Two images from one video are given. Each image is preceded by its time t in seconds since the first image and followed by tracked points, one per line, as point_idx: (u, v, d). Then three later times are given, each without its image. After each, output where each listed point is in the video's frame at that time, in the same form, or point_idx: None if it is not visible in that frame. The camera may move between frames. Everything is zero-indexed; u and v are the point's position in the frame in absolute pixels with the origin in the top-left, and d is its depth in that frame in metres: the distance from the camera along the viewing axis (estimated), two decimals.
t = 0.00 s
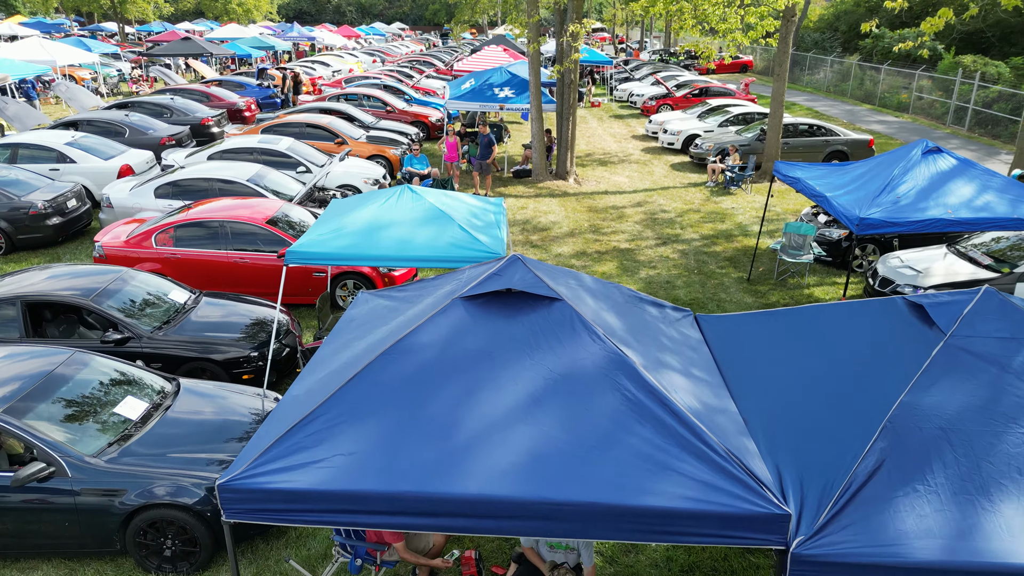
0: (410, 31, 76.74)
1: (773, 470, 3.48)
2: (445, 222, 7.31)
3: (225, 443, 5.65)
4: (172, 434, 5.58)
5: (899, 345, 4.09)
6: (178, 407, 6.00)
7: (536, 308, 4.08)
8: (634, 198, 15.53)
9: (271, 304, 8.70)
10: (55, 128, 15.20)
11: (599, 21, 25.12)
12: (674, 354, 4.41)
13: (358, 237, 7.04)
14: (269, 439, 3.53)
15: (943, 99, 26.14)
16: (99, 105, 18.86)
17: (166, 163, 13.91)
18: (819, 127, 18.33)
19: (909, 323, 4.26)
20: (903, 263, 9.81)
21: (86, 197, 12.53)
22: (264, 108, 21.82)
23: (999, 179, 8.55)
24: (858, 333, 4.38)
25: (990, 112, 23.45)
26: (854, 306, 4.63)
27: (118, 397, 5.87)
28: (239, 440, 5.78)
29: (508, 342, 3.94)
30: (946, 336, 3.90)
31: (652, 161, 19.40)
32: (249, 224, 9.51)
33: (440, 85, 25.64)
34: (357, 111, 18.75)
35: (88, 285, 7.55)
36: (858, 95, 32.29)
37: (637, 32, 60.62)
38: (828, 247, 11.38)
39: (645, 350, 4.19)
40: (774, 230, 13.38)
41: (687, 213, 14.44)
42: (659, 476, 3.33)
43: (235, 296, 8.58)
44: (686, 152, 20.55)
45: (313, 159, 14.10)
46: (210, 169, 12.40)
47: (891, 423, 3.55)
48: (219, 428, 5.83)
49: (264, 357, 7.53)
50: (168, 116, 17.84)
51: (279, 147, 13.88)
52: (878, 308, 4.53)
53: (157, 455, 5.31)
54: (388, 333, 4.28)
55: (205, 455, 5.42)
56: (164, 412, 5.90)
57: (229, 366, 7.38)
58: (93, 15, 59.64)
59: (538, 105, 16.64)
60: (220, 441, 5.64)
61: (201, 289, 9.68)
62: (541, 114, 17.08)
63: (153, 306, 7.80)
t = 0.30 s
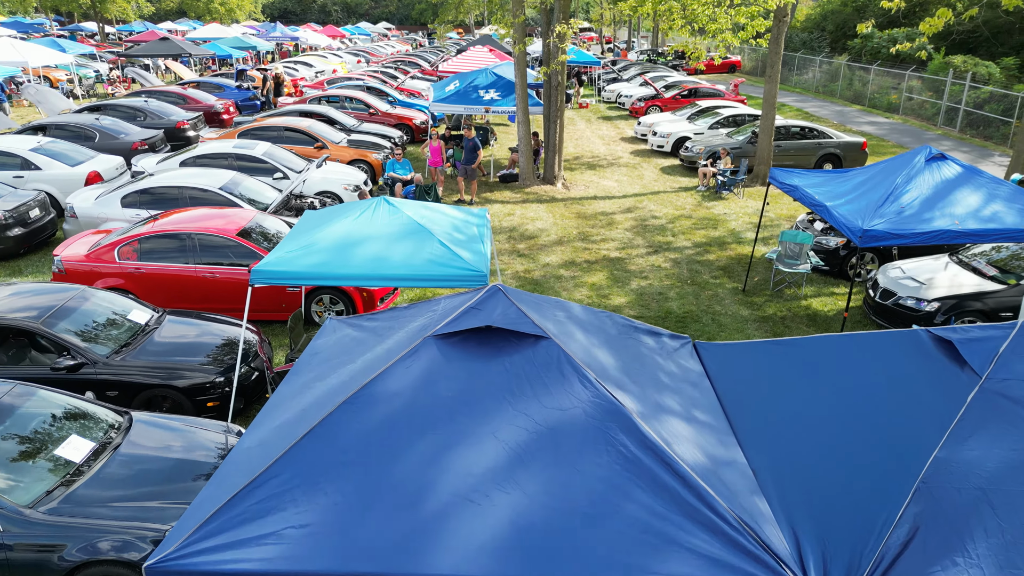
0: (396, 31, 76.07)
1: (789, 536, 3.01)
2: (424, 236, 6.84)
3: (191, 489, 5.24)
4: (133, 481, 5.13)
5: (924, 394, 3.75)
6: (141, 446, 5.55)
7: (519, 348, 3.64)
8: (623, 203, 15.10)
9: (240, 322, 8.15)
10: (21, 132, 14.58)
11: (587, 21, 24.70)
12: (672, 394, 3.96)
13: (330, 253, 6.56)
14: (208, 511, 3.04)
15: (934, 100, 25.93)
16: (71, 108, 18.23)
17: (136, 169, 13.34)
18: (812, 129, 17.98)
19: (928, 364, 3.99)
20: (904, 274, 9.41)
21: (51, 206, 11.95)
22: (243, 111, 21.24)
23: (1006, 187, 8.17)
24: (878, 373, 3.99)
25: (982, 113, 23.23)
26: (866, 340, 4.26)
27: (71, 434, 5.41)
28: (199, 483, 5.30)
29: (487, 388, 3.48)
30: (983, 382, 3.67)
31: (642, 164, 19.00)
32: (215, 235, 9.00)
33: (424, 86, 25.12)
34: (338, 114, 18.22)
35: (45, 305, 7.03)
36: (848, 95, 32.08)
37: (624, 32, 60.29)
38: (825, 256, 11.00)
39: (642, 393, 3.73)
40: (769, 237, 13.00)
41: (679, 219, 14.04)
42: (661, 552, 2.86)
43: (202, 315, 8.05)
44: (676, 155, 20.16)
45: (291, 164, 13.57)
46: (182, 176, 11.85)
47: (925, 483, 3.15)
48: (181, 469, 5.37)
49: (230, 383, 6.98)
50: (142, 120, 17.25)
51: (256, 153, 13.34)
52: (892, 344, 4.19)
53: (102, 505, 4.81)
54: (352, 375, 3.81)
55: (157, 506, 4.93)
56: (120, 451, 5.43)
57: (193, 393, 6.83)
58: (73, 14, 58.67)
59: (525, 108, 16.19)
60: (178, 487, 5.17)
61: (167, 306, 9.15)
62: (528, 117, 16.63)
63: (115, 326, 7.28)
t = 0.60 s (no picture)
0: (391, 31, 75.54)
1: None
2: (411, 252, 6.40)
3: (166, 530, 4.86)
4: (93, 523, 4.72)
5: (962, 453, 3.56)
6: (114, 480, 5.16)
7: (508, 397, 3.22)
8: (621, 209, 14.68)
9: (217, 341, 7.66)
10: None
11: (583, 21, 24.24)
12: (682, 444, 3.53)
13: (310, 271, 6.10)
14: None
15: (936, 101, 25.55)
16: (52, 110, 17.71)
17: (117, 175, 12.88)
18: (815, 131, 17.55)
19: (969, 411, 3.81)
20: (916, 287, 9.00)
21: (26, 214, 11.47)
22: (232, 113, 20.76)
23: None
24: (917, 417, 3.78)
25: (985, 115, 22.86)
26: (900, 378, 4.02)
27: (21, 476, 4.92)
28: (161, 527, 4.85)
29: (469, 447, 3.03)
30: None
31: (640, 168, 18.57)
32: (191, 247, 8.56)
33: (418, 87, 24.66)
34: (329, 116, 17.75)
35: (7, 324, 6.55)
36: (848, 96, 31.69)
37: (621, 31, 59.86)
38: (831, 266, 10.59)
39: (648, 446, 3.30)
40: (772, 245, 12.58)
41: (678, 226, 13.62)
42: None
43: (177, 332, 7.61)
44: (675, 158, 19.73)
45: (277, 170, 13.13)
46: (162, 183, 11.41)
47: (980, 560, 3.03)
48: (148, 509, 4.94)
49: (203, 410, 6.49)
50: (126, 123, 16.78)
51: (240, 158, 12.88)
52: (936, 387, 3.96)
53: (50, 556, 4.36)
54: (320, 424, 3.35)
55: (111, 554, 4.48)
56: (84, 487, 5.02)
57: (162, 421, 6.36)
58: (65, 14, 58.07)
59: (520, 111, 15.74)
60: (138, 531, 4.73)
61: (142, 323, 8.70)
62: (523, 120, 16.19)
63: (82, 348, 6.79)
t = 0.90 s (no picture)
0: (391, 30, 75.16)
1: None
2: (400, 269, 5.99)
3: None
4: (50, 569, 4.26)
5: (1011, 508, 3.24)
6: (74, 522, 4.67)
7: (499, 458, 2.87)
8: (623, 215, 14.26)
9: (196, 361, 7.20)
10: None
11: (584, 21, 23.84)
12: (697, 500, 3.13)
13: (291, 290, 5.70)
14: None
15: (942, 103, 25.16)
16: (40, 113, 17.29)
17: (102, 181, 12.46)
18: (821, 134, 17.11)
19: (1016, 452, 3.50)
20: (933, 300, 8.59)
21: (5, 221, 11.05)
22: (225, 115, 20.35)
23: None
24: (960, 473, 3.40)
25: (992, 117, 22.47)
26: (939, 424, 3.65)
27: None
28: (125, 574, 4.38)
29: (454, 518, 2.67)
30: None
31: (642, 171, 18.16)
32: (171, 258, 8.17)
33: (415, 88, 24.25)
34: (323, 119, 17.33)
35: None
36: (851, 97, 31.31)
37: (622, 31, 59.45)
38: (842, 276, 10.17)
39: (661, 506, 2.93)
40: (778, 253, 12.17)
41: (682, 233, 13.21)
42: None
43: (154, 350, 7.18)
44: (678, 162, 19.32)
45: (268, 175, 12.71)
46: (147, 190, 10.99)
47: None
48: (112, 552, 4.49)
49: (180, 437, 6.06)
50: (114, 126, 16.36)
51: (229, 163, 12.46)
52: (981, 434, 3.60)
53: None
54: (286, 482, 2.94)
55: None
56: (40, 527, 4.55)
57: (133, 450, 5.92)
58: (62, 15, 57.76)
59: (518, 114, 15.31)
60: None
61: (119, 340, 8.27)
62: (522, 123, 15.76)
63: (52, 370, 6.34)
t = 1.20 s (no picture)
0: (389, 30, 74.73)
1: None
2: (387, 287, 5.60)
3: None
4: None
5: None
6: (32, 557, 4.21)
7: (485, 535, 2.85)
8: (624, 221, 13.88)
9: (173, 380, 6.81)
10: None
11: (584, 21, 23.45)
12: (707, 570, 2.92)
13: (269, 311, 5.32)
14: None
15: (947, 104, 24.78)
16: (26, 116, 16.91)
17: (86, 186, 12.08)
18: (826, 137, 16.73)
19: None
20: (949, 314, 8.21)
21: None
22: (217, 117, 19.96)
23: None
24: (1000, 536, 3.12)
25: (999, 119, 22.10)
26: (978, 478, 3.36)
27: None
28: None
29: None
30: None
31: (643, 175, 17.76)
32: (150, 271, 7.81)
33: (412, 90, 23.85)
34: (317, 121, 16.94)
35: None
36: (854, 98, 30.92)
37: (622, 31, 59.05)
38: (853, 287, 9.78)
39: None
40: (784, 261, 11.79)
41: (685, 239, 12.83)
42: None
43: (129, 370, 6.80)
44: (679, 165, 18.93)
45: (257, 180, 12.32)
46: (130, 197, 10.61)
47: None
48: None
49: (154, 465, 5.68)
50: (102, 129, 15.97)
51: (217, 167, 12.08)
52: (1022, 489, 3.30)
53: None
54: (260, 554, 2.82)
55: None
56: None
57: (101, 481, 5.53)
58: (58, 14, 57.35)
59: (516, 117, 14.93)
60: None
61: (96, 358, 7.90)
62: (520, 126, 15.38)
63: (18, 393, 5.95)
